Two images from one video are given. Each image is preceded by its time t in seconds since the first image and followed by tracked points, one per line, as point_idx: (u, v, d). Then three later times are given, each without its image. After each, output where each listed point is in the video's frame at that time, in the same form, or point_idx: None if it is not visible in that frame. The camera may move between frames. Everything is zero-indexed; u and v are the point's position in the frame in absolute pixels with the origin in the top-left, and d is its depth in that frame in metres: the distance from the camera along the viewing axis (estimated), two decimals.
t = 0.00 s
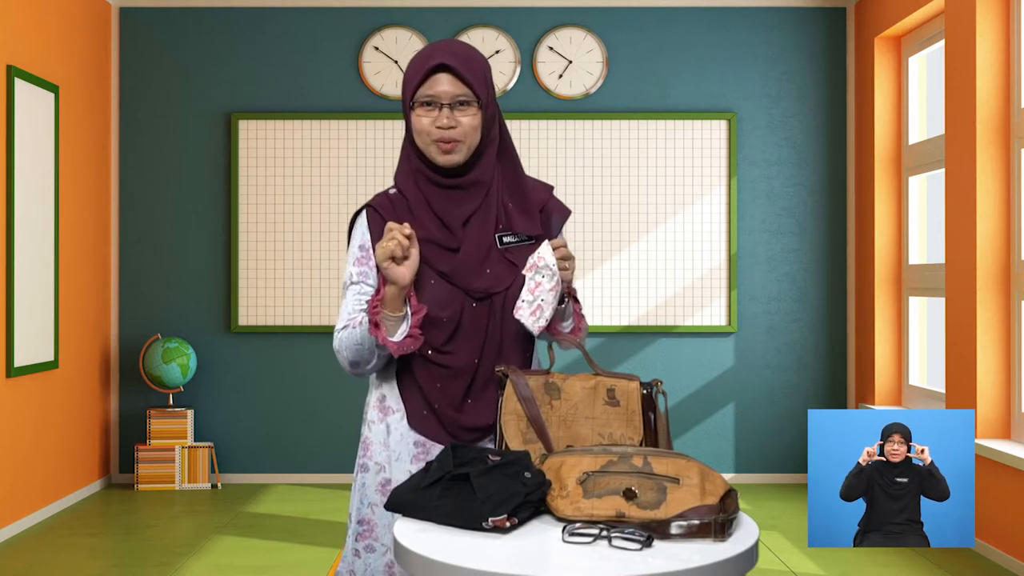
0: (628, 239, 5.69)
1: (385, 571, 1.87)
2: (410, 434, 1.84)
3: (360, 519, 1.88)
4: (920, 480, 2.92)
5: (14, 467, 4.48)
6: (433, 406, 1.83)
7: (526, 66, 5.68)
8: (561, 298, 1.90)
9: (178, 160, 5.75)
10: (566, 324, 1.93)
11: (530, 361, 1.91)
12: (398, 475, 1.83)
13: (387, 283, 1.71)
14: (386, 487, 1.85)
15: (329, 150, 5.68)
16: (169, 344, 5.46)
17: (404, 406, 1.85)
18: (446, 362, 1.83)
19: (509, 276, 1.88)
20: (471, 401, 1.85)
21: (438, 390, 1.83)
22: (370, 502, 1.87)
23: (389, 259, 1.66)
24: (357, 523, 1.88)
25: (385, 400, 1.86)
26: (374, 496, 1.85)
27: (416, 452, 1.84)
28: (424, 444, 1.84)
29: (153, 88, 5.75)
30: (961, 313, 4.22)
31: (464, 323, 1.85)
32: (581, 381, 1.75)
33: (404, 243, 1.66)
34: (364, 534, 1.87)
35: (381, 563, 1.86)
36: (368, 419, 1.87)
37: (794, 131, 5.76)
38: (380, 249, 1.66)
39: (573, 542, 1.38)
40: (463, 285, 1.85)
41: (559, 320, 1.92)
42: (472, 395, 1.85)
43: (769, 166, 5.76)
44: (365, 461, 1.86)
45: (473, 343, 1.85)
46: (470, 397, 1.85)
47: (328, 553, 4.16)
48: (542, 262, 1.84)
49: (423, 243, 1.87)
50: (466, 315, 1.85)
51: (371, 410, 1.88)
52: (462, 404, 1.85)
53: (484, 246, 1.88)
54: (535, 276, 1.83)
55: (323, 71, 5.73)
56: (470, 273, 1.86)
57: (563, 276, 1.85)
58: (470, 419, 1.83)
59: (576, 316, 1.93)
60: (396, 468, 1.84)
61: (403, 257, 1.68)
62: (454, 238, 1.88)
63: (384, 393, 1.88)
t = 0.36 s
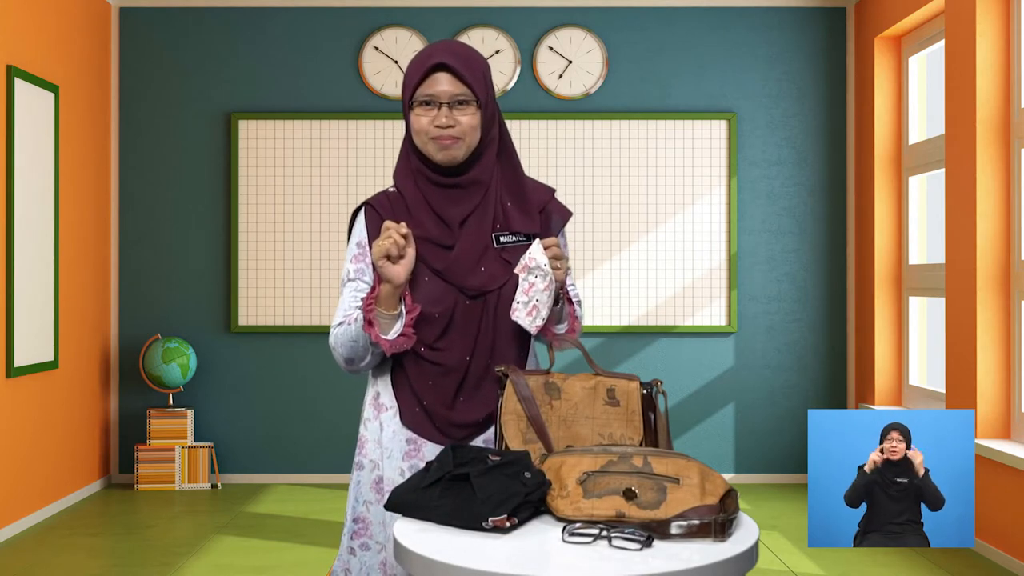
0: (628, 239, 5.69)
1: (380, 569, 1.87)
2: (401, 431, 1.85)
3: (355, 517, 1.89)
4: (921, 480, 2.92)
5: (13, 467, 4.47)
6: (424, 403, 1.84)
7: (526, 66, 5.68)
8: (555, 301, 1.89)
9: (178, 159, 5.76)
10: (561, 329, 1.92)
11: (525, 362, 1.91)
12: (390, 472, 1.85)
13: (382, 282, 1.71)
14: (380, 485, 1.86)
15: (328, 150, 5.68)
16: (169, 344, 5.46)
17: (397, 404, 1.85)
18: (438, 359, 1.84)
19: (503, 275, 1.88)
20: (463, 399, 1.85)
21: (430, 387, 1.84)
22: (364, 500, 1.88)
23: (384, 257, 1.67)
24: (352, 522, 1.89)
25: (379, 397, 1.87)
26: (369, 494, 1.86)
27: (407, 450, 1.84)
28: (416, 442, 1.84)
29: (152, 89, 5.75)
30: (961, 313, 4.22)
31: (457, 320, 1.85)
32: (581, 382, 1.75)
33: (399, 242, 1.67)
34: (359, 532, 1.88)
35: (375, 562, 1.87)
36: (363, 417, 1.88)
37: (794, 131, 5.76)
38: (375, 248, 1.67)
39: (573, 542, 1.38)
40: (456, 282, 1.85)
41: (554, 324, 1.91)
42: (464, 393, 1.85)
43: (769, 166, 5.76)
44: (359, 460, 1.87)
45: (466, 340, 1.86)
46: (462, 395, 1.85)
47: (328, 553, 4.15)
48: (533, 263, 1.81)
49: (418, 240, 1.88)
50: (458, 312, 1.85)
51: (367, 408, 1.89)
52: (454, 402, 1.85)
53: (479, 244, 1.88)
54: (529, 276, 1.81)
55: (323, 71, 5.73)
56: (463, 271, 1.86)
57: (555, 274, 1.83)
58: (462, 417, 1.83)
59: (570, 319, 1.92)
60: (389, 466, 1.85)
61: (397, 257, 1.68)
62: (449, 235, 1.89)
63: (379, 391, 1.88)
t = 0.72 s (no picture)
0: (628, 239, 5.69)
1: (379, 568, 1.87)
2: (400, 431, 1.85)
3: (355, 516, 1.89)
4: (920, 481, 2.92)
5: (14, 467, 4.47)
6: (423, 403, 1.84)
7: (526, 66, 5.68)
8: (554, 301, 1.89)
9: (178, 159, 5.76)
10: (559, 329, 1.92)
11: (525, 361, 1.90)
12: (389, 472, 1.85)
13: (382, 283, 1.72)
14: (379, 484, 1.87)
15: (328, 150, 5.68)
16: (168, 344, 5.46)
17: (397, 404, 1.85)
18: (437, 359, 1.83)
19: (502, 275, 1.88)
20: (462, 398, 1.85)
21: (429, 386, 1.84)
22: (364, 499, 1.89)
23: (385, 257, 1.67)
24: (351, 521, 1.89)
25: (379, 397, 1.87)
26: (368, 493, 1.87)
27: (407, 449, 1.84)
28: (416, 441, 1.84)
29: (152, 88, 5.75)
30: (961, 313, 4.22)
31: (456, 320, 1.85)
32: (581, 381, 1.75)
33: (399, 241, 1.68)
34: (359, 532, 1.88)
35: (375, 561, 1.87)
36: (362, 417, 1.88)
37: (794, 131, 5.76)
38: (375, 249, 1.67)
39: (573, 542, 1.38)
40: (456, 282, 1.85)
41: (551, 324, 1.91)
42: (464, 393, 1.85)
43: (769, 166, 5.76)
44: (359, 459, 1.88)
45: (464, 339, 1.85)
46: (462, 394, 1.85)
47: (328, 553, 4.15)
48: (531, 263, 1.81)
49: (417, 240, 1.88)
50: (457, 311, 1.85)
51: (367, 408, 1.89)
52: (453, 401, 1.85)
53: (478, 244, 1.88)
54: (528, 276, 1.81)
55: (323, 71, 5.73)
56: (462, 270, 1.86)
57: (553, 273, 1.84)
58: (461, 417, 1.83)
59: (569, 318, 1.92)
60: (389, 466, 1.85)
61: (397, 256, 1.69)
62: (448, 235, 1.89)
63: (379, 390, 1.88)
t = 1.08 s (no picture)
0: (628, 239, 5.69)
1: (379, 568, 1.87)
2: (401, 430, 1.84)
3: (354, 516, 1.89)
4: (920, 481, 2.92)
5: (13, 467, 4.47)
6: (424, 403, 1.83)
7: (526, 66, 5.69)
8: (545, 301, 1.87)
9: (178, 159, 5.75)
10: (548, 328, 1.90)
11: (524, 361, 1.91)
12: (390, 471, 1.85)
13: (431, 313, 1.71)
14: (379, 484, 1.87)
15: (328, 151, 5.68)
16: (168, 344, 5.46)
17: (398, 403, 1.85)
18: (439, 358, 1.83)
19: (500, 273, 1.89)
20: (463, 397, 1.85)
21: (430, 386, 1.83)
22: (363, 499, 1.89)
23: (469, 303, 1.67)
24: (351, 521, 1.90)
25: (379, 396, 1.87)
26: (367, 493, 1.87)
27: (407, 448, 1.84)
28: (416, 439, 1.84)
29: (152, 88, 5.75)
30: (961, 313, 4.22)
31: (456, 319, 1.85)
32: (581, 382, 1.75)
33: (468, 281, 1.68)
34: (358, 531, 1.88)
35: (374, 561, 1.87)
36: (363, 417, 1.89)
37: (794, 131, 5.76)
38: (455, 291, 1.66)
39: (573, 542, 1.38)
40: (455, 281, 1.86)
41: (541, 322, 1.90)
42: (463, 392, 1.85)
43: (769, 166, 5.76)
44: (359, 459, 1.88)
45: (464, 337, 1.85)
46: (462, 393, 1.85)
47: (329, 553, 4.15)
48: (519, 265, 1.75)
49: (417, 240, 1.88)
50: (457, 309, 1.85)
51: (367, 408, 1.89)
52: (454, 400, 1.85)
53: (477, 242, 1.88)
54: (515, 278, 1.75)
55: (323, 71, 5.73)
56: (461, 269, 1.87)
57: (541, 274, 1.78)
58: (463, 415, 1.83)
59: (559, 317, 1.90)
60: (389, 465, 1.85)
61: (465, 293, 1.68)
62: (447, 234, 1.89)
63: (379, 390, 1.88)
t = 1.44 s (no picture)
0: (629, 239, 5.69)
1: (380, 564, 1.88)
2: (402, 425, 1.85)
3: (355, 513, 1.89)
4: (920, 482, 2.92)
5: (14, 467, 4.47)
6: (424, 399, 1.84)
7: (526, 66, 5.69)
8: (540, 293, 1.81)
9: (178, 159, 5.76)
10: (542, 322, 1.83)
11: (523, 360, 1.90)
12: (391, 466, 1.86)
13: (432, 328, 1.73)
14: (378, 481, 1.87)
15: (328, 151, 5.68)
16: (169, 344, 5.46)
17: (397, 399, 1.85)
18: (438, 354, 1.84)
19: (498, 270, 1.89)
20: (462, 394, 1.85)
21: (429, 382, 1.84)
22: (363, 496, 1.89)
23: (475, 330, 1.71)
24: (352, 518, 1.90)
25: (379, 393, 1.87)
26: (368, 489, 1.87)
27: (409, 443, 1.84)
28: (417, 436, 1.84)
29: (152, 89, 5.75)
30: (961, 312, 4.22)
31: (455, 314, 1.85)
32: (581, 381, 1.74)
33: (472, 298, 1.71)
34: (359, 528, 1.88)
35: (375, 557, 1.88)
36: (362, 414, 1.89)
37: (794, 131, 5.76)
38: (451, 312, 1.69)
39: (573, 542, 1.38)
40: (453, 276, 1.87)
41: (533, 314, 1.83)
42: (463, 388, 1.85)
43: (769, 166, 5.76)
44: (359, 456, 1.88)
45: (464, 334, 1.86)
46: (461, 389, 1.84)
47: (329, 553, 4.15)
48: (492, 272, 1.71)
49: (418, 237, 1.88)
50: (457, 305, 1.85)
51: (367, 405, 1.89)
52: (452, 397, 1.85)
53: (478, 238, 1.88)
54: (488, 284, 1.71)
55: (323, 71, 5.73)
56: (461, 265, 1.87)
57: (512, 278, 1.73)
58: (461, 412, 1.83)
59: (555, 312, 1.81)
60: (390, 460, 1.86)
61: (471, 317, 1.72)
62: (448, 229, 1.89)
63: (380, 387, 1.88)
